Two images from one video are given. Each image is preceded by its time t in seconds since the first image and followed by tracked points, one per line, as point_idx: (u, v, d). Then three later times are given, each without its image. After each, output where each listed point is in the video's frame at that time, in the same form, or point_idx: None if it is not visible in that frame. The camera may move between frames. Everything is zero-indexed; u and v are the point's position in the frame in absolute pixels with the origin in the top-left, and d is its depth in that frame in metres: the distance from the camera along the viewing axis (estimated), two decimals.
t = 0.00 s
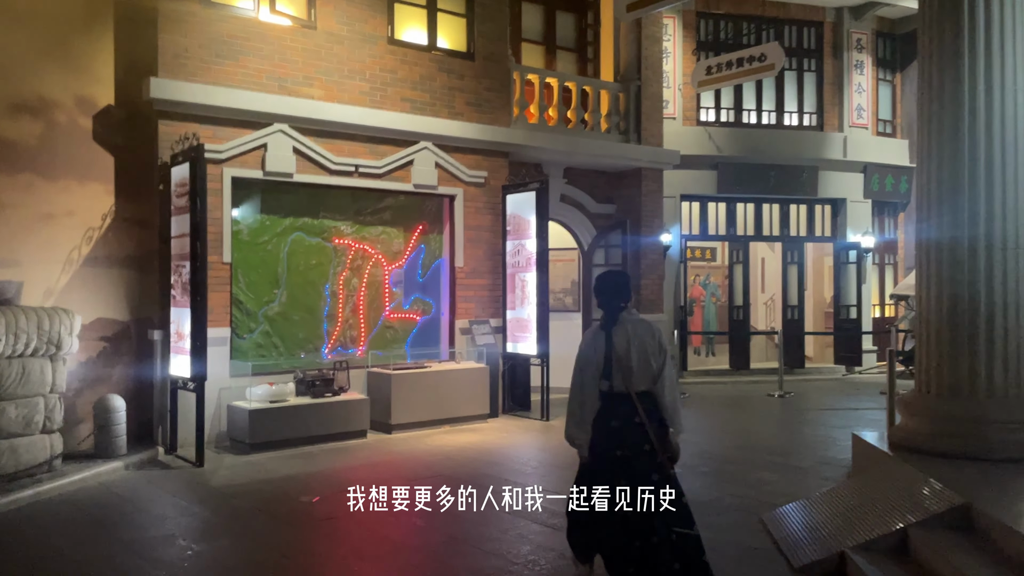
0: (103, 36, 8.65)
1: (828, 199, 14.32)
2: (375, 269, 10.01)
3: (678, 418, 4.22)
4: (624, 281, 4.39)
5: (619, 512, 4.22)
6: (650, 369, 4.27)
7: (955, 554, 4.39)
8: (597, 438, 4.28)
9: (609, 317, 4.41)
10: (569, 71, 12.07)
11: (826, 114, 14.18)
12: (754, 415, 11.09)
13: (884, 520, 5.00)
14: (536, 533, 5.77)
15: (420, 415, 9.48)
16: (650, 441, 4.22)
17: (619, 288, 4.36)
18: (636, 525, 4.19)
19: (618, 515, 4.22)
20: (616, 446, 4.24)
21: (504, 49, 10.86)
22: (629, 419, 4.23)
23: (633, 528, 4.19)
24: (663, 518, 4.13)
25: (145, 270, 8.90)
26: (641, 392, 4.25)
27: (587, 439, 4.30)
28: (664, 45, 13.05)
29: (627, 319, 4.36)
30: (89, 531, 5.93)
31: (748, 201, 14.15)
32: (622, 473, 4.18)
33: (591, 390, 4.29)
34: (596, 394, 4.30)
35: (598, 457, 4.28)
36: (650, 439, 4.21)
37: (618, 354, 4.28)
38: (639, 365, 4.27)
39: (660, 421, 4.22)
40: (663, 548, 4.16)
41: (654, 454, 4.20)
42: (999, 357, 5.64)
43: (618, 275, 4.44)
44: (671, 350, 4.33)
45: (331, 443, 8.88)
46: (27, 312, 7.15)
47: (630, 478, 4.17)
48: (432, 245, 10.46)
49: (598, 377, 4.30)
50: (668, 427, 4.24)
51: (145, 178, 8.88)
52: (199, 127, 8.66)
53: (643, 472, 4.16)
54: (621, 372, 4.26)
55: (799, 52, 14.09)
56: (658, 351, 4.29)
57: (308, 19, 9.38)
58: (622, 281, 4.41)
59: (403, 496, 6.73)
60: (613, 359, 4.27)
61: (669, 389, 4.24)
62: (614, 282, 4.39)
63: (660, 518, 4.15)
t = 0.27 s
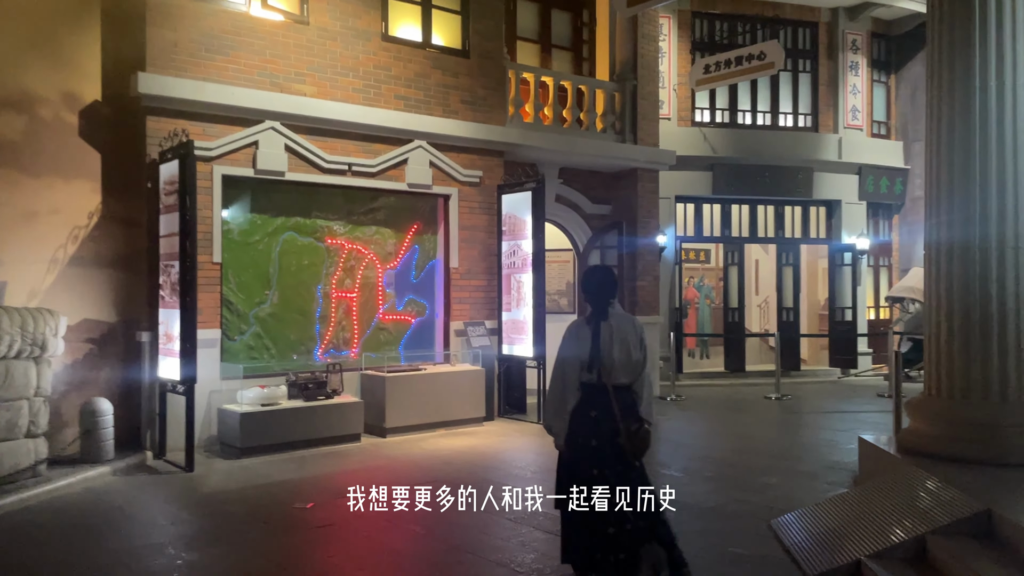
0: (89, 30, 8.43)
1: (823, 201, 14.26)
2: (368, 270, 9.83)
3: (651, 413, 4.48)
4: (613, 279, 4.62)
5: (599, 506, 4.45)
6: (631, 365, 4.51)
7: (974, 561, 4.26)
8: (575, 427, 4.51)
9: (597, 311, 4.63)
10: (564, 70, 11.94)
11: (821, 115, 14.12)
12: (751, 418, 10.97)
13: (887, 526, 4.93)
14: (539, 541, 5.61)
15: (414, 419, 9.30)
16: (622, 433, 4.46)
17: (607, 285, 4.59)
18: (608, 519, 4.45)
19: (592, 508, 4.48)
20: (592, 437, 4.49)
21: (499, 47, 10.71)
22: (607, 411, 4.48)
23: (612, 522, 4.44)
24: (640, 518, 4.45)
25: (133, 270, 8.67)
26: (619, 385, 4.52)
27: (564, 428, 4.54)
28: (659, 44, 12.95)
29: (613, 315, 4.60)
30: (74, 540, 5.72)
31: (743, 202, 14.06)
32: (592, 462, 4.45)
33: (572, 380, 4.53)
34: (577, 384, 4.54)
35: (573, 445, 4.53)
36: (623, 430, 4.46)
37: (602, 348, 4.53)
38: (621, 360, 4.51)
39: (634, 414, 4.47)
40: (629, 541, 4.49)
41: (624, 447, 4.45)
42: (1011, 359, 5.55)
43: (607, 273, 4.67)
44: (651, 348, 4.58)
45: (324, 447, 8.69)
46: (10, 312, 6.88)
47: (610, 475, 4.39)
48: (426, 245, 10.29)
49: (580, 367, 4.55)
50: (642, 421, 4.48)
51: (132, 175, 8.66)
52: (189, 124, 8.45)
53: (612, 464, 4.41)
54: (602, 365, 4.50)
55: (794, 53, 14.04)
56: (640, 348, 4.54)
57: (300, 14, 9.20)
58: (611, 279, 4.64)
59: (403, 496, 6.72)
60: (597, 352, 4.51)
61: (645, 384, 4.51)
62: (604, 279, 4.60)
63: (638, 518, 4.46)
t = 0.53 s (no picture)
0: (68, 25, 8.15)
1: (812, 207, 14.22)
2: (356, 275, 9.59)
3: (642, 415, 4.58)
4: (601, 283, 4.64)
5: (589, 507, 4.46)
6: (622, 368, 4.59)
7: None
8: (569, 432, 4.49)
9: (585, 316, 4.64)
10: (555, 72, 11.78)
11: (811, 121, 14.08)
12: (743, 425, 10.83)
13: (877, 533, 4.93)
14: (537, 555, 5.42)
15: (403, 428, 9.09)
16: (616, 437, 4.51)
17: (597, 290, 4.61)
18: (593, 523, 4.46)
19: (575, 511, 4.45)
20: (587, 443, 4.47)
21: (490, 48, 10.53)
22: (601, 416, 4.49)
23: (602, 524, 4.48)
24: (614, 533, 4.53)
25: (113, 273, 8.37)
26: (612, 389, 4.54)
27: (557, 434, 4.51)
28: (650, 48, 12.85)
29: (603, 320, 4.63)
30: (50, 556, 5.44)
31: (733, 207, 13.98)
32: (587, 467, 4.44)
33: (564, 387, 4.50)
34: (568, 391, 4.52)
35: (567, 451, 4.51)
36: (618, 435, 4.49)
37: (595, 353, 4.53)
38: (613, 364, 4.57)
39: (627, 417, 4.55)
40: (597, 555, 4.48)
41: (620, 451, 4.52)
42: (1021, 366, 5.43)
43: (593, 277, 4.69)
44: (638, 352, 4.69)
45: (311, 457, 8.44)
46: None
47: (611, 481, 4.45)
48: (415, 250, 10.07)
49: (572, 373, 4.52)
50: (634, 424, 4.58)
51: (112, 176, 8.37)
52: (172, 123, 8.19)
53: (607, 469, 4.45)
54: (596, 370, 4.50)
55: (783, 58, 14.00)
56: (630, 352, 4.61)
57: (287, 11, 8.97)
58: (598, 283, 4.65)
59: (403, 496, 6.86)
60: (590, 358, 4.50)
61: (637, 388, 4.59)
62: (593, 284, 4.60)
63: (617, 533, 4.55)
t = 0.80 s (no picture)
0: (53, 25, 7.93)
1: (806, 215, 14.15)
2: (348, 282, 9.38)
3: (638, 425, 4.51)
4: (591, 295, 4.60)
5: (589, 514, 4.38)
6: (615, 379, 4.52)
7: None
8: (563, 443, 4.42)
9: (576, 328, 4.58)
10: (549, 78, 11.64)
11: (805, 129, 14.02)
12: (740, 435, 10.69)
13: (870, 540, 4.77)
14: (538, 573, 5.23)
15: (396, 439, 8.88)
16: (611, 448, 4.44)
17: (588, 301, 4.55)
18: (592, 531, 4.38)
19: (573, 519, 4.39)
20: (583, 453, 4.41)
21: (485, 52, 10.38)
22: (596, 426, 4.44)
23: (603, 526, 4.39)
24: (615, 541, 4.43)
25: (98, 280, 8.11)
26: (606, 401, 4.48)
27: (553, 446, 4.43)
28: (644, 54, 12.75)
29: (594, 332, 4.56)
30: None
31: (726, 215, 13.88)
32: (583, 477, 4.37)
33: (558, 400, 4.43)
34: (563, 404, 4.44)
35: (561, 464, 4.43)
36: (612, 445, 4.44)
37: (588, 365, 4.46)
38: (607, 375, 4.50)
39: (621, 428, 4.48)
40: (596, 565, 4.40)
41: (615, 461, 4.44)
42: None
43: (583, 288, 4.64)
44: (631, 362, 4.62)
45: (301, 469, 8.21)
46: None
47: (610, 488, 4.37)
48: (408, 256, 9.87)
49: (564, 386, 4.46)
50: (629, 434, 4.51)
51: (97, 180, 8.13)
52: (160, 126, 7.97)
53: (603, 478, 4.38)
54: (589, 382, 4.45)
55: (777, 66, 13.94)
56: (623, 363, 4.56)
57: (279, 13, 8.78)
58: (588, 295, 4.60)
59: (403, 496, 7.10)
60: (582, 369, 4.44)
61: (631, 399, 4.53)
62: (583, 296, 4.55)
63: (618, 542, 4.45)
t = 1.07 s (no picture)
0: (31, 26, 7.68)
1: (796, 227, 14.10)
2: (334, 292, 9.13)
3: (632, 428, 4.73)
4: (584, 305, 4.86)
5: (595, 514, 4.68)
6: (608, 386, 4.72)
7: None
8: (556, 447, 4.68)
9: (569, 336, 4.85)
10: (540, 86, 11.50)
11: (795, 140, 13.97)
12: (733, 448, 10.51)
13: (864, 560, 4.71)
14: None
15: (384, 454, 8.63)
16: (604, 450, 4.67)
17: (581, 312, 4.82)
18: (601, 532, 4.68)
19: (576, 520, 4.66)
20: (575, 458, 4.65)
21: (475, 59, 10.22)
22: (587, 432, 4.67)
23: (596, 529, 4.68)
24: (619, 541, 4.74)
25: (74, 290, 7.78)
26: (599, 406, 4.69)
27: (546, 450, 4.70)
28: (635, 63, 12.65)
29: (586, 339, 4.79)
30: None
31: (716, 227, 13.78)
32: (580, 477, 4.65)
33: (551, 407, 4.70)
34: (556, 409, 4.70)
35: (558, 466, 4.68)
36: (607, 448, 4.66)
37: (582, 372, 4.69)
38: (598, 382, 4.72)
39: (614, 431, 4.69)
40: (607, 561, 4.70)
41: (609, 464, 4.67)
42: None
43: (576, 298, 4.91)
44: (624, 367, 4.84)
45: (285, 486, 7.93)
46: None
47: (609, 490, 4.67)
48: (396, 267, 9.66)
49: (559, 392, 4.70)
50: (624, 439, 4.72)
51: (76, 185, 7.81)
52: (141, 130, 7.72)
53: (600, 480, 4.66)
54: (583, 388, 4.67)
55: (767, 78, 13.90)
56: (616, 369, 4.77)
57: (265, 16, 8.56)
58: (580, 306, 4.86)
59: (398, 509, 7.15)
60: (576, 375, 4.68)
61: (624, 404, 4.74)
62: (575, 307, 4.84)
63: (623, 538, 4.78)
